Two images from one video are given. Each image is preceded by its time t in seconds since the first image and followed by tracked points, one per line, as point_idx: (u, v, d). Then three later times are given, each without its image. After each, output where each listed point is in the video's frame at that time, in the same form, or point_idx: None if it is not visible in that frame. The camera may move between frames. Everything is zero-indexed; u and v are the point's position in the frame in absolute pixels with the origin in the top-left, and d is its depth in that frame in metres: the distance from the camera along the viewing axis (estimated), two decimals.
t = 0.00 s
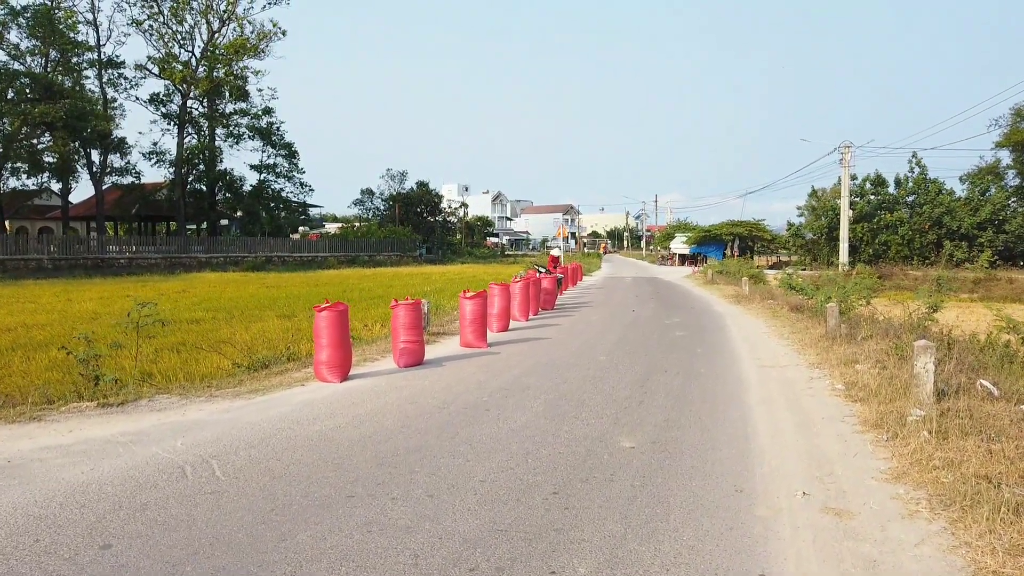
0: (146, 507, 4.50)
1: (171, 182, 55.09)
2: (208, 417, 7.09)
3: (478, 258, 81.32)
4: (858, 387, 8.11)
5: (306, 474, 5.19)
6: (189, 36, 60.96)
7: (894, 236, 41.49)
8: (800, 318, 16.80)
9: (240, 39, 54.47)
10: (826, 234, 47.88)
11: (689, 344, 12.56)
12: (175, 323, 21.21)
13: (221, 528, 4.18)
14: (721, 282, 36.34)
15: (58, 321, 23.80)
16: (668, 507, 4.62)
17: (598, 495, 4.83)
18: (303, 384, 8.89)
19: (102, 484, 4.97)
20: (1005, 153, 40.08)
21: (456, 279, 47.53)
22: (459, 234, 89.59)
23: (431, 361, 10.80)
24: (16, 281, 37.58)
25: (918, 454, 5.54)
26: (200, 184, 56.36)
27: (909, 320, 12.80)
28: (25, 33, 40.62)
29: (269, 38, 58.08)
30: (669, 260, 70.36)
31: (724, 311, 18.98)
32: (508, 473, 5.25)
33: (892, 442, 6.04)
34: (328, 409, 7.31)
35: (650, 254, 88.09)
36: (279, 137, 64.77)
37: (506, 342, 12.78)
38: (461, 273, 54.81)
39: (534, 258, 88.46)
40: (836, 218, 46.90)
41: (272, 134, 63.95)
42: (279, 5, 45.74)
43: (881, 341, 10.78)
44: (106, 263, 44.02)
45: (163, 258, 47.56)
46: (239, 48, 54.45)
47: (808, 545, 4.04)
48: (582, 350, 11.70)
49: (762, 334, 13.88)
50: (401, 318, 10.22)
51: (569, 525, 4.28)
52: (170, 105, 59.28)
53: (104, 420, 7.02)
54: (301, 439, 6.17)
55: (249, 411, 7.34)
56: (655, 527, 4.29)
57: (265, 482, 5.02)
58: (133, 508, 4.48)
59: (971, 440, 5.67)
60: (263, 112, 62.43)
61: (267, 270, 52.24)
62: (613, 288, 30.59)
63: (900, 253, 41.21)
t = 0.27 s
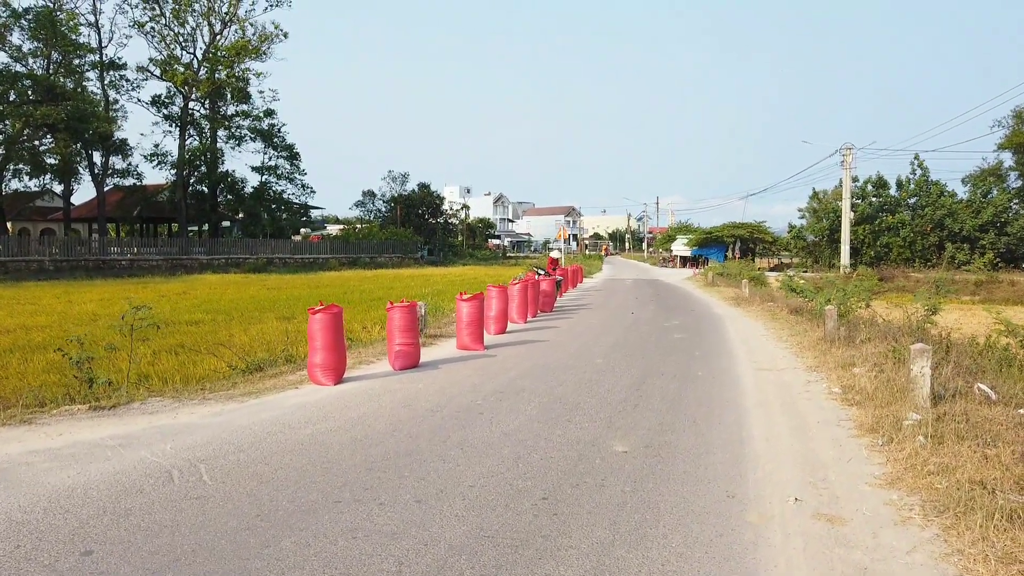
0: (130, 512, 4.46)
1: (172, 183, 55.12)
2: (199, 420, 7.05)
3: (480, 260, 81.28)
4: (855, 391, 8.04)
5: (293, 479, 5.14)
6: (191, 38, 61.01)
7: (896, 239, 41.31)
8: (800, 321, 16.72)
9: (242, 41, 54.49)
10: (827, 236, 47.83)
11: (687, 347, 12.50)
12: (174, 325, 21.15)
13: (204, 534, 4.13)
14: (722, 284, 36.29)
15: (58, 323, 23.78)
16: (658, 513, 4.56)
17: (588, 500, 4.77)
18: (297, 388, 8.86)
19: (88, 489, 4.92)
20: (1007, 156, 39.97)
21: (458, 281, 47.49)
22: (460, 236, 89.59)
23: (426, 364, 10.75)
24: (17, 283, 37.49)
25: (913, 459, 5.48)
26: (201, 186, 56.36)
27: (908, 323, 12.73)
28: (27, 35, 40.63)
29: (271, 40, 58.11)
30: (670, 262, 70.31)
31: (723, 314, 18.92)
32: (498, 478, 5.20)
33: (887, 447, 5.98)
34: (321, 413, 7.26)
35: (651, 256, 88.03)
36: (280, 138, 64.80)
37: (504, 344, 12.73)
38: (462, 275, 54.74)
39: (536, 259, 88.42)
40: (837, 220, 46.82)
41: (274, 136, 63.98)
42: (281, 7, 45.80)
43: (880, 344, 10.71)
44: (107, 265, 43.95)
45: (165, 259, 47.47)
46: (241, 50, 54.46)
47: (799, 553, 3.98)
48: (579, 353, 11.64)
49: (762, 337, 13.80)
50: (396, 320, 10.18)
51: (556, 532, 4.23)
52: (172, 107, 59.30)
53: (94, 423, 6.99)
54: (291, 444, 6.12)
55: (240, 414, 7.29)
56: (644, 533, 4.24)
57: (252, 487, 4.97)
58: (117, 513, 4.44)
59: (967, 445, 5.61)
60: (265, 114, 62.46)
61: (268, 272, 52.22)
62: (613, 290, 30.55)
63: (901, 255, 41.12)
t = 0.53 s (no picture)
0: (122, 516, 4.46)
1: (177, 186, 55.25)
2: (196, 423, 7.04)
3: (484, 262, 81.21)
4: (856, 395, 7.98)
5: (288, 483, 5.13)
6: (196, 41, 61.15)
7: (901, 241, 41.14)
8: (803, 323, 16.62)
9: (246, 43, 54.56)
10: (832, 238, 47.63)
11: (688, 349, 12.47)
12: (176, 327, 21.17)
13: (196, 538, 4.13)
14: (725, 286, 36.19)
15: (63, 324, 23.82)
16: (653, 519, 4.52)
17: (581, 506, 4.75)
18: (297, 390, 8.86)
19: (83, 492, 4.94)
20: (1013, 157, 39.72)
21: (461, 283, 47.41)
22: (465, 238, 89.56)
23: (426, 366, 10.74)
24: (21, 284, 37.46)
25: (912, 464, 5.44)
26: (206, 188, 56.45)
27: (912, 326, 12.62)
28: (33, 38, 40.75)
29: (276, 42, 58.18)
30: (673, 265, 70.16)
31: (726, 316, 18.85)
32: (493, 482, 5.18)
33: (885, 452, 5.94)
34: (318, 416, 7.26)
35: (656, 259, 87.83)
36: (285, 141, 64.92)
37: (504, 347, 12.71)
38: (466, 277, 54.69)
39: (540, 261, 88.30)
40: (842, 222, 46.60)
41: (278, 138, 64.08)
42: (285, 10, 45.86)
43: (881, 348, 10.65)
44: (112, 267, 43.96)
45: (169, 261, 47.46)
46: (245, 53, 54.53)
47: (792, 558, 3.96)
48: (579, 355, 11.61)
49: (764, 340, 13.74)
50: (395, 323, 10.16)
51: (549, 537, 4.21)
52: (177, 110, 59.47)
53: (93, 425, 7.02)
54: (287, 446, 6.13)
55: (238, 417, 7.30)
56: (638, 538, 4.22)
57: (245, 492, 4.96)
58: (110, 517, 4.43)
59: (965, 450, 5.57)
60: (269, 116, 62.54)
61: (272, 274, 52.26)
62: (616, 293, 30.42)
63: (906, 257, 40.90)
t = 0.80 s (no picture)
0: (125, 515, 4.48)
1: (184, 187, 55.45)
2: (200, 424, 7.06)
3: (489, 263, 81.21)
4: (860, 397, 7.95)
5: (289, 484, 5.13)
6: (203, 42, 61.31)
7: (908, 243, 41.08)
8: (808, 325, 16.56)
9: (253, 45, 54.72)
10: (838, 240, 47.42)
11: (692, 351, 12.45)
12: (181, 328, 21.23)
13: (197, 539, 4.13)
14: (730, 288, 36.13)
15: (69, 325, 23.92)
16: (655, 520, 4.52)
17: (583, 507, 4.75)
18: (300, 391, 8.88)
19: (88, 491, 4.96)
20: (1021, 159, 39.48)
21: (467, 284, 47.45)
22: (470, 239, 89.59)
23: (429, 367, 10.75)
24: (29, 285, 37.56)
25: (915, 466, 5.42)
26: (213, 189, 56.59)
27: (917, 328, 12.56)
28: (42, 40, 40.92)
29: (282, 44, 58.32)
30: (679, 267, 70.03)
31: (731, 318, 18.82)
32: (495, 482, 5.19)
33: (890, 454, 5.92)
34: (321, 416, 7.27)
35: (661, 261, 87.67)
36: (291, 142, 65.08)
37: (507, 348, 12.72)
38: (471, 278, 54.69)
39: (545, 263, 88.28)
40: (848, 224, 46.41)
41: (284, 139, 64.25)
42: (291, 12, 45.95)
43: (886, 350, 10.60)
44: (119, 267, 44.04)
45: (176, 262, 47.57)
46: (252, 55, 54.68)
47: (794, 561, 3.95)
48: (583, 357, 11.60)
49: (769, 342, 13.69)
50: (399, 324, 10.16)
51: (550, 538, 4.20)
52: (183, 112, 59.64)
53: (97, 425, 7.04)
54: (290, 447, 6.14)
55: (241, 417, 7.31)
56: (638, 541, 4.20)
57: (248, 492, 4.97)
58: (113, 517, 4.44)
59: (969, 453, 5.54)
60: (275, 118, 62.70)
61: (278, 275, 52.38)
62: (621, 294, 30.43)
63: (913, 259, 40.69)
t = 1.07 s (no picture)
0: (142, 512, 4.53)
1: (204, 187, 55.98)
2: (217, 422, 7.13)
3: (506, 263, 81.21)
4: (878, 399, 7.86)
5: (304, 481, 5.18)
6: (222, 44, 61.84)
7: (928, 244, 40.62)
8: (826, 327, 16.41)
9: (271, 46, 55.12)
10: (858, 240, 46.84)
11: (708, 352, 12.38)
12: (201, 327, 21.42)
13: (213, 535, 4.18)
14: (748, 289, 35.87)
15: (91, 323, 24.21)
16: (668, 521, 4.51)
17: (596, 507, 4.75)
18: (316, 390, 8.94)
19: (108, 487, 5.03)
20: None
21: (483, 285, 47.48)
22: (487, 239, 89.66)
23: (444, 367, 10.78)
24: (52, 284, 38.04)
25: (933, 469, 5.36)
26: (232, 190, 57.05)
27: (937, 329, 12.41)
28: (64, 42, 41.44)
29: (300, 46, 58.68)
30: (696, 267, 69.63)
31: (748, 319, 18.70)
32: (508, 482, 5.20)
33: (908, 456, 5.85)
34: (337, 415, 7.31)
35: (678, 261, 87.23)
36: (309, 143, 65.48)
37: (522, 348, 12.71)
38: (488, 278, 54.71)
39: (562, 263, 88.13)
40: (868, 224, 45.90)
41: (303, 140, 64.66)
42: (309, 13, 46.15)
43: (906, 351, 10.48)
44: (139, 267, 44.49)
45: (196, 262, 48.00)
46: (270, 56, 55.06)
47: (808, 563, 3.92)
48: (599, 357, 11.59)
49: (787, 343, 13.58)
50: (414, 324, 10.20)
51: (562, 538, 4.20)
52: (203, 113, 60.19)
53: (117, 423, 7.14)
54: (306, 445, 6.18)
55: (258, 416, 7.37)
56: (651, 541, 4.20)
57: (264, 489, 5.01)
58: (131, 513, 4.50)
59: (989, 455, 5.46)
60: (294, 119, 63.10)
61: (295, 274, 52.72)
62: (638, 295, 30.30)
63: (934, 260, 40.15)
